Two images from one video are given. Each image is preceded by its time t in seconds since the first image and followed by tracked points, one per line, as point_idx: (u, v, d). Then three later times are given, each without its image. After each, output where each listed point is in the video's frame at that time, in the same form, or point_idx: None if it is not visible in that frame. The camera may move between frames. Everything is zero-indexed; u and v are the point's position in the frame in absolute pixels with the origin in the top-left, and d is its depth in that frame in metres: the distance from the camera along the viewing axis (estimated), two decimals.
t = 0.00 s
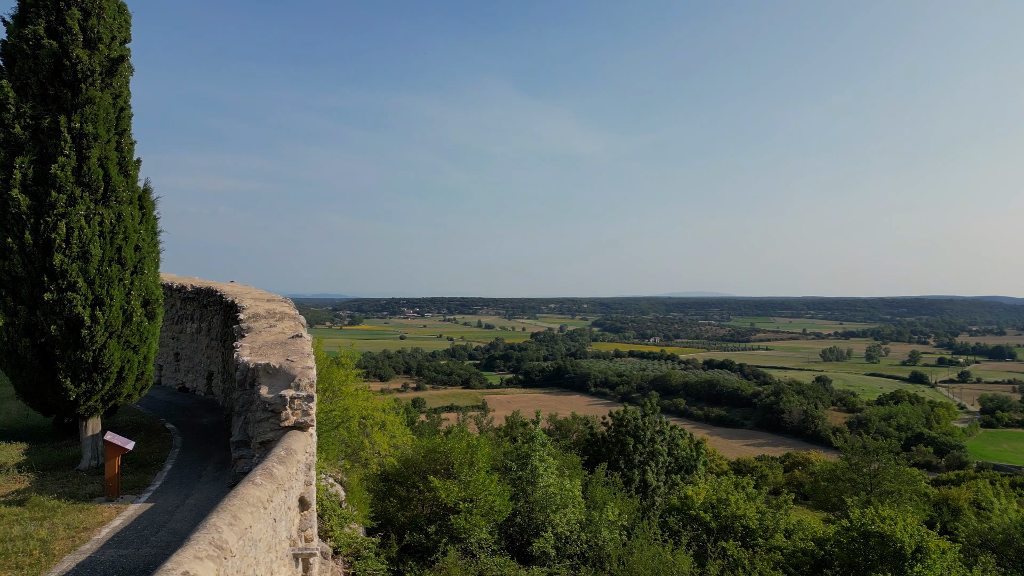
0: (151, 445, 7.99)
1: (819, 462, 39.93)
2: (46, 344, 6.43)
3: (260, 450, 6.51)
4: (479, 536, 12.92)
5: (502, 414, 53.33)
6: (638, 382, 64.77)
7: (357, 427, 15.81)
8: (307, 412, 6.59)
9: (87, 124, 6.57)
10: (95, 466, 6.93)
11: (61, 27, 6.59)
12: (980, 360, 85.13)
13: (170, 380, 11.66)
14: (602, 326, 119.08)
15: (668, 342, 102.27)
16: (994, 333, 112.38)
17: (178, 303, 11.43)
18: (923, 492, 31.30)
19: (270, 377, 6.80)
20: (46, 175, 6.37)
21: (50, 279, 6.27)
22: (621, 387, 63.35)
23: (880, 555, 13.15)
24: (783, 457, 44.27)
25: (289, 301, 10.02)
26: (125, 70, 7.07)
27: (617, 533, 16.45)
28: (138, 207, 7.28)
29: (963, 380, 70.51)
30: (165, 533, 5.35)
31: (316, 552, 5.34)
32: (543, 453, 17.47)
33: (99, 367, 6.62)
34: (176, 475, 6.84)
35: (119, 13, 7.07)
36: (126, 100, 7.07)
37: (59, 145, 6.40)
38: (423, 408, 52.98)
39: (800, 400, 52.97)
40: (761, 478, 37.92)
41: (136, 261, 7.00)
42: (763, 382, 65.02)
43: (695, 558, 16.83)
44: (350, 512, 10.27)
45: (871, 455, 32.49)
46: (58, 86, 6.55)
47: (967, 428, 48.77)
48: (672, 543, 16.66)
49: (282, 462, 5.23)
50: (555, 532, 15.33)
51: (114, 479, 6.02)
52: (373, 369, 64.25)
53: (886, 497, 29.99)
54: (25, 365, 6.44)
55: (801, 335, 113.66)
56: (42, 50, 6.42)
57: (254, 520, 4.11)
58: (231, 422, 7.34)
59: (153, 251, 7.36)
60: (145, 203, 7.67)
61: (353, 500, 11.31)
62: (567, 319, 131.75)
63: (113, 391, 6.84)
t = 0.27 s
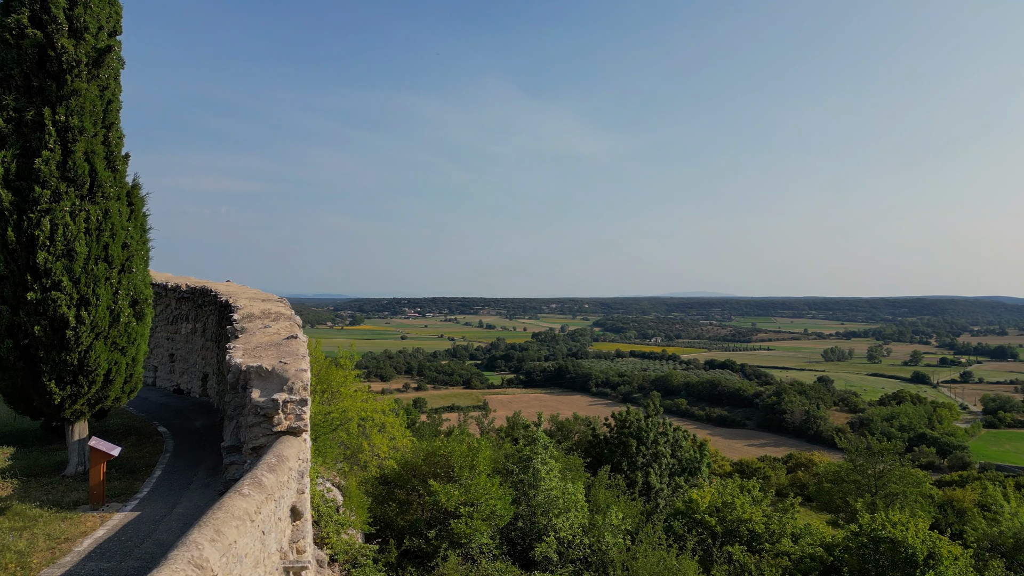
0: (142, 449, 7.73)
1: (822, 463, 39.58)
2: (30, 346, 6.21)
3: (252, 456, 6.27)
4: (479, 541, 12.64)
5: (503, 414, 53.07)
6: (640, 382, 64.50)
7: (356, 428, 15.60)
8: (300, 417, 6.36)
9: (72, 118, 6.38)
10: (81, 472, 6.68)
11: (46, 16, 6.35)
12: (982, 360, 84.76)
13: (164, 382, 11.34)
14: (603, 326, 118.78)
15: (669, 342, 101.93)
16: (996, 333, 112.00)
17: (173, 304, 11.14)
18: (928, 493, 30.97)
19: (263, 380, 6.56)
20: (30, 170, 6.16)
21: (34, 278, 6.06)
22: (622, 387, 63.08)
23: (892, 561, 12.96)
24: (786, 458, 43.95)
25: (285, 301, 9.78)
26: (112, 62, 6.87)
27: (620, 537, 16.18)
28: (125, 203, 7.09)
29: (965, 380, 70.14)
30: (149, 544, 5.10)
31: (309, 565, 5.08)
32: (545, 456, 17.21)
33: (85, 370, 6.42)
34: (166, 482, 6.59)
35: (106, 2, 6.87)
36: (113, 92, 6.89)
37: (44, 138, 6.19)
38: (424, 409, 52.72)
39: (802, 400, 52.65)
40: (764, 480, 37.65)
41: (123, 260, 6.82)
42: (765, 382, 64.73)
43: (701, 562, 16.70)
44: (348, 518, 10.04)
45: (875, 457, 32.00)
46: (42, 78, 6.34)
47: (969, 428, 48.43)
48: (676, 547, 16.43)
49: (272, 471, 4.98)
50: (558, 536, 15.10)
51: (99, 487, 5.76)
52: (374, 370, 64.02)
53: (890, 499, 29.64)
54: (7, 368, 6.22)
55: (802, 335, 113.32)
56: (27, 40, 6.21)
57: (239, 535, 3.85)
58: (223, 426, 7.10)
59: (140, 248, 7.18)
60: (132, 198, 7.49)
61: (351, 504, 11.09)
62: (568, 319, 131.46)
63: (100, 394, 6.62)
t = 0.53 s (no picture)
0: (131, 454, 7.48)
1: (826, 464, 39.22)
2: (11, 348, 6.01)
3: (243, 463, 6.03)
4: (481, 546, 12.39)
5: (505, 414, 52.81)
6: (641, 382, 64.22)
7: (356, 430, 15.39)
8: (293, 423, 6.12)
9: (56, 110, 6.19)
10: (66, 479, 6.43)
11: (29, 4, 6.15)
12: (985, 360, 84.41)
13: (159, 384, 11.03)
14: (605, 326, 118.47)
15: (670, 342, 101.58)
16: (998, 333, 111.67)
17: (168, 303, 10.83)
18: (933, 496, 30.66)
19: (254, 383, 6.32)
20: (11, 164, 5.97)
21: (16, 277, 5.86)
22: (624, 388, 62.80)
23: (902, 568, 12.94)
24: (788, 459, 43.58)
25: (281, 301, 9.55)
26: (98, 52, 6.67)
27: (625, 542, 15.97)
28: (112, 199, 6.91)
29: (967, 380, 69.75)
30: (132, 557, 4.85)
31: None
32: (548, 459, 16.96)
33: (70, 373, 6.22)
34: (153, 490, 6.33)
35: None
36: (99, 83, 6.69)
37: (25, 131, 6.00)
38: (425, 409, 52.48)
39: (804, 401, 52.30)
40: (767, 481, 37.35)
41: (109, 258, 6.65)
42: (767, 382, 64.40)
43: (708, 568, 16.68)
44: (345, 525, 9.80)
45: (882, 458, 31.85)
46: (24, 68, 6.14)
47: (972, 429, 48.02)
48: (683, 553, 16.26)
49: (260, 481, 4.76)
50: (561, 541, 14.93)
51: (82, 496, 5.50)
52: (375, 370, 63.80)
53: (896, 501, 29.29)
54: None
55: (804, 335, 112.98)
56: (8, 29, 6.01)
57: (221, 553, 3.61)
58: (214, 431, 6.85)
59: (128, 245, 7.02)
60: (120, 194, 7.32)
61: (350, 509, 10.86)
62: (569, 319, 131.17)
63: (87, 397, 6.44)
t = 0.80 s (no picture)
0: (124, 458, 7.25)
1: (834, 465, 38.68)
2: None
3: (236, 470, 5.79)
4: (486, 552, 12.11)
5: (509, 415, 52.51)
6: (646, 382, 63.81)
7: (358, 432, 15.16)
8: (288, 428, 5.88)
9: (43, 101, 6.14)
10: (55, 485, 6.19)
11: None
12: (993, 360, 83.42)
13: (157, 386, 10.77)
14: (610, 327, 117.95)
15: (676, 343, 100.95)
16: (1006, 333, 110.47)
17: (167, 303, 10.54)
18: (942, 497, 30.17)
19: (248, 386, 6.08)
20: None
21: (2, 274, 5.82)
22: (629, 388, 62.43)
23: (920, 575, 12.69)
24: (794, 460, 43.03)
25: (280, 301, 9.33)
26: (86, 41, 6.59)
27: (632, 547, 15.67)
28: (103, 194, 6.88)
29: (975, 380, 68.82)
30: (117, 571, 4.60)
31: None
32: (554, 462, 16.68)
33: (57, 375, 6.19)
34: (145, 497, 6.08)
35: None
36: (87, 73, 6.62)
37: (12, 123, 5.95)
38: (430, 409, 52.25)
39: (810, 401, 51.69)
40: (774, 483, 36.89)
41: (98, 256, 6.61)
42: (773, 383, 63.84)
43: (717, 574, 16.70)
44: (346, 531, 9.56)
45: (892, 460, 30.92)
46: (10, 58, 6.10)
47: (980, 430, 47.16)
48: (692, 559, 16.01)
49: (251, 492, 4.53)
50: (568, 547, 14.75)
51: (68, 504, 5.26)
52: (380, 370, 63.69)
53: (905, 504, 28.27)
54: None
55: (810, 335, 112.22)
56: None
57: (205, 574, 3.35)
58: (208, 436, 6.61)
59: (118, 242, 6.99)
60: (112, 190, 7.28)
61: (352, 514, 10.64)
62: (574, 319, 130.69)
63: (74, 401, 6.40)
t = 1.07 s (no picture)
0: (120, 462, 7.02)
1: (846, 468, 37.99)
2: None
3: (232, 478, 5.54)
4: (494, 558, 11.80)
5: (517, 415, 52.18)
6: (655, 382, 63.19)
7: (364, 435, 14.93)
8: (286, 434, 5.62)
9: (31, 92, 6.10)
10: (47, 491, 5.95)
11: None
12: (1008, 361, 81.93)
13: (159, 387, 10.52)
14: (618, 327, 117.23)
15: (684, 343, 100.09)
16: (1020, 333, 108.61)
17: (168, 303, 10.31)
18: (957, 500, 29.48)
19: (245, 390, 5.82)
20: None
21: None
22: (637, 388, 61.86)
23: None
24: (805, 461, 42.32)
25: (282, 301, 9.09)
26: (77, 30, 6.54)
27: (644, 553, 15.32)
28: (96, 189, 6.86)
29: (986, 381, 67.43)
30: None
31: None
32: (564, 466, 16.40)
33: (47, 379, 6.19)
34: (139, 505, 5.83)
35: None
36: (79, 63, 6.57)
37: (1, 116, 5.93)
38: (437, 409, 52.02)
39: (821, 402, 50.85)
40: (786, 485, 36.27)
41: (90, 254, 6.60)
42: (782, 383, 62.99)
43: None
44: (349, 538, 9.32)
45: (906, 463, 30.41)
46: None
47: (992, 432, 46.05)
48: (705, 566, 15.60)
49: (244, 504, 4.27)
50: (578, 552, 14.47)
51: (56, 514, 5.00)
52: (388, 370, 63.56)
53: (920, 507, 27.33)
54: None
55: (820, 335, 110.94)
56: None
57: None
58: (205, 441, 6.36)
59: (112, 240, 6.98)
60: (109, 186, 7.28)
61: (357, 520, 10.38)
62: (581, 319, 130.07)
63: (64, 404, 6.40)
